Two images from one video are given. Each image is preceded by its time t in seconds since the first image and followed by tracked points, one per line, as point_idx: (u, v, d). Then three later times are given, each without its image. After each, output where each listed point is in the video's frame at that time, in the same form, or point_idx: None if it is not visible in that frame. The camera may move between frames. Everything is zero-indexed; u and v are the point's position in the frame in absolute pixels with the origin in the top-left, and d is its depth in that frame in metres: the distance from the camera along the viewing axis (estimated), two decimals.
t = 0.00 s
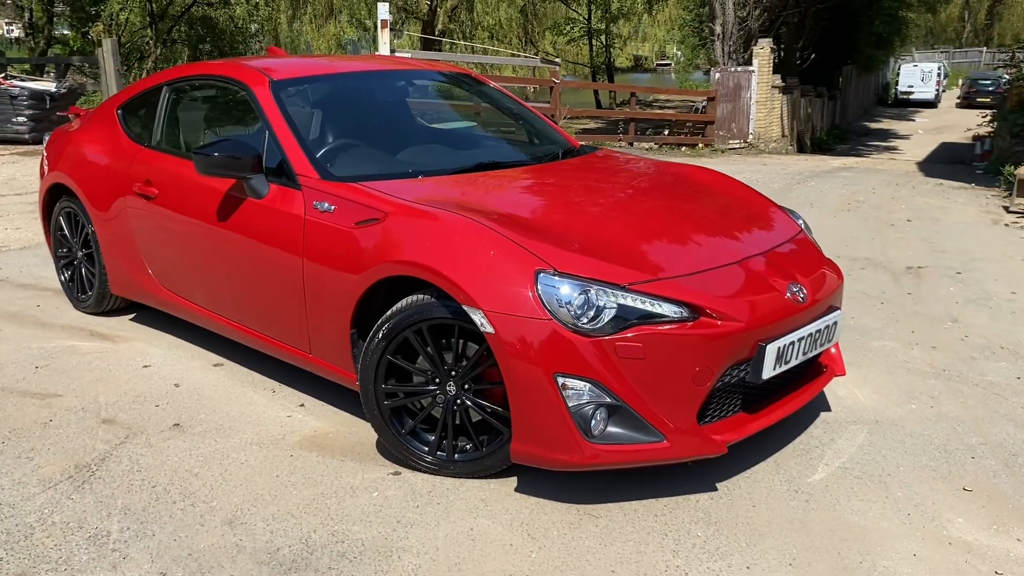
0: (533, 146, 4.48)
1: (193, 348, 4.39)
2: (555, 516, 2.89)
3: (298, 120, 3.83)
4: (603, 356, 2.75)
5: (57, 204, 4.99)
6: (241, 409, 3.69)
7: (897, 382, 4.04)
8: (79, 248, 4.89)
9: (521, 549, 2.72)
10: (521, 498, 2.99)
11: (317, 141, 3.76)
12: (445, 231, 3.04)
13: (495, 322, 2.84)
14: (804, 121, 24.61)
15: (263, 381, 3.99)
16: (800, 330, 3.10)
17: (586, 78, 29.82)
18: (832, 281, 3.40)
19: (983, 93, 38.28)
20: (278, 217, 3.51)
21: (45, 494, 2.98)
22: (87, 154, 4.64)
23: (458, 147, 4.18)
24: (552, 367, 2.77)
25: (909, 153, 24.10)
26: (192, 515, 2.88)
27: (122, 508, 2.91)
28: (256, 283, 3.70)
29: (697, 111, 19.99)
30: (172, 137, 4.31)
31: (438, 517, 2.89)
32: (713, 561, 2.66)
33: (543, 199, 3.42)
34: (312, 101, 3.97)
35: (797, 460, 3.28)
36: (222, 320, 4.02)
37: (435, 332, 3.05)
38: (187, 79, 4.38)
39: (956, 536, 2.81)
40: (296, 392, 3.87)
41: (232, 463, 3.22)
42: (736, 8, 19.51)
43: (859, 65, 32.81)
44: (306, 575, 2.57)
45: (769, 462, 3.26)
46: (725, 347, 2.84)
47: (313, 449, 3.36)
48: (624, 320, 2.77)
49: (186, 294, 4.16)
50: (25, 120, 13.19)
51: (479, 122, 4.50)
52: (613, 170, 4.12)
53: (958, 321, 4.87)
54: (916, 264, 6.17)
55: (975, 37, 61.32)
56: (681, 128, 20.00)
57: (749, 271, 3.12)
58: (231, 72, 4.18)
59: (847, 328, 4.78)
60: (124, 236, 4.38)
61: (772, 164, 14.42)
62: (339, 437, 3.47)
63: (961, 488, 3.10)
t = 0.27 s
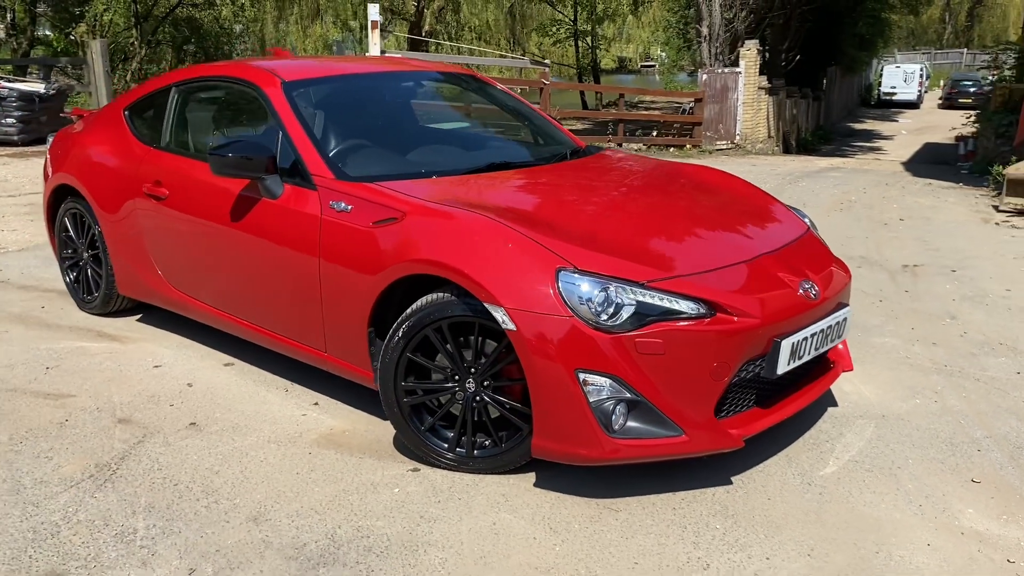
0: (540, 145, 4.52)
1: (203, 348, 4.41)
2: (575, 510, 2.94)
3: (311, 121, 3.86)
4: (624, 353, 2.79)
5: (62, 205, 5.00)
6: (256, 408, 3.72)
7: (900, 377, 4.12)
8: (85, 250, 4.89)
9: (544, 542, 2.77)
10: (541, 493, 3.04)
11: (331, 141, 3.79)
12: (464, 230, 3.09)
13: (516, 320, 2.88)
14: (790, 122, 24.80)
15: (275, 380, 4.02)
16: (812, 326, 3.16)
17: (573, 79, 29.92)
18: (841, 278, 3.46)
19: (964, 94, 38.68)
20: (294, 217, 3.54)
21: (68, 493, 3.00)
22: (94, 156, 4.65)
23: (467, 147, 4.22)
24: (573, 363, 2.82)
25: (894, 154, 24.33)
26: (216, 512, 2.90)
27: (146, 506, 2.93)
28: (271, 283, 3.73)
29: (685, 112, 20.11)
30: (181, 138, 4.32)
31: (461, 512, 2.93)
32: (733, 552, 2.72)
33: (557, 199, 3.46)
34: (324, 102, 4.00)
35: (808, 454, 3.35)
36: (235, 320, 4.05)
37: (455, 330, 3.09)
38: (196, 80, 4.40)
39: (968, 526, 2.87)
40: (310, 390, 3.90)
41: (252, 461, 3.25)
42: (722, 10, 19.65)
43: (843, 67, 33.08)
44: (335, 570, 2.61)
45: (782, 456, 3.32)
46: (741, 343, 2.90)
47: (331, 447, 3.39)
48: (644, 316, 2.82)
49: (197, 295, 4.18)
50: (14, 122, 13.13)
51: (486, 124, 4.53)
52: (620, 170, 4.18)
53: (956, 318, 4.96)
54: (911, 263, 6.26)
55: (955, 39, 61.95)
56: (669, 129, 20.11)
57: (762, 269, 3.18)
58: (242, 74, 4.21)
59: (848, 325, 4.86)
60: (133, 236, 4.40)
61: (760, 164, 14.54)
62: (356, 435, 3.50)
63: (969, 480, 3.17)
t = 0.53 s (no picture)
0: (550, 147, 4.57)
1: (216, 348, 4.44)
2: (600, 503, 2.99)
3: (328, 122, 3.90)
4: (648, 349, 2.85)
5: (71, 206, 5.00)
6: (275, 406, 3.75)
7: (906, 373, 4.20)
8: (94, 251, 4.90)
9: (572, 534, 2.82)
10: (565, 487, 3.09)
11: (349, 141, 3.84)
12: (488, 229, 3.14)
13: (542, 317, 2.94)
14: (776, 124, 24.99)
15: (292, 378, 4.06)
16: (828, 321, 3.23)
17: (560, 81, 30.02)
18: (853, 275, 3.54)
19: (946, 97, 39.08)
20: (314, 218, 3.59)
21: (98, 490, 3.03)
22: (105, 157, 4.67)
23: (480, 148, 4.27)
24: (599, 359, 2.87)
25: (879, 155, 24.57)
26: (246, 508, 2.94)
27: (176, 503, 2.96)
28: (290, 282, 3.76)
29: (673, 114, 20.24)
30: (195, 139, 4.35)
31: (488, 506, 2.98)
32: (757, 543, 2.78)
33: (575, 199, 3.52)
34: (340, 103, 4.04)
35: (822, 447, 3.42)
36: (251, 320, 4.08)
37: (479, 328, 3.14)
38: (209, 81, 4.43)
39: (982, 516, 2.95)
40: (327, 389, 3.94)
41: (277, 458, 3.29)
42: (710, 13, 19.80)
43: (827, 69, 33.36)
44: (369, 563, 2.65)
45: (797, 450, 3.39)
46: (762, 339, 2.96)
47: (354, 444, 3.43)
48: (667, 313, 2.88)
49: (212, 295, 4.20)
50: (3, 123, 13.06)
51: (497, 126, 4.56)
52: (632, 170, 4.24)
53: (956, 315, 5.05)
54: (908, 262, 6.37)
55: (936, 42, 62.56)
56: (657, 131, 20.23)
57: (778, 266, 3.25)
58: (256, 75, 4.24)
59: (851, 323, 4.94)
60: (146, 237, 4.42)
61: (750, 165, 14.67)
62: (377, 432, 3.54)
63: (981, 471, 3.26)
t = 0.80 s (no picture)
0: (559, 145, 4.61)
1: (227, 346, 4.46)
2: (619, 496, 3.04)
3: (342, 121, 3.94)
4: (668, 344, 2.90)
5: (78, 206, 5.01)
6: (290, 403, 3.78)
7: (910, 369, 4.27)
8: (102, 250, 4.91)
9: (594, 526, 2.87)
10: (584, 481, 3.14)
11: (363, 140, 3.87)
12: (508, 226, 3.19)
13: (563, 313, 2.98)
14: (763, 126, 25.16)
15: (305, 376, 4.08)
16: (840, 317, 3.29)
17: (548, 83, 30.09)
18: (862, 272, 3.60)
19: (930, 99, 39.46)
20: (331, 216, 3.62)
21: (121, 486, 3.05)
22: (114, 156, 4.68)
23: (491, 147, 4.31)
24: (620, 354, 2.92)
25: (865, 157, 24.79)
26: (270, 503, 2.97)
27: (200, 498, 2.98)
28: (305, 280, 3.79)
29: (663, 116, 20.35)
30: (206, 138, 4.37)
31: (509, 500, 3.02)
32: (775, 534, 2.84)
33: (589, 197, 3.57)
34: (352, 103, 4.07)
35: (833, 441, 3.48)
36: (264, 318, 4.10)
37: (498, 324, 3.19)
38: (220, 81, 4.45)
39: (993, 506, 3.02)
40: (341, 386, 3.97)
41: (297, 454, 3.32)
42: (698, 15, 19.93)
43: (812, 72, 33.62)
44: (397, 555, 2.69)
45: (808, 444, 3.45)
46: (778, 335, 3.02)
47: (372, 440, 3.46)
48: (686, 309, 2.93)
49: (224, 293, 4.23)
50: None
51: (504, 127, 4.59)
52: (640, 170, 4.29)
53: (955, 313, 5.14)
54: (905, 261, 6.46)
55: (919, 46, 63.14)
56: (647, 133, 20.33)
57: (791, 263, 3.31)
58: (268, 74, 4.27)
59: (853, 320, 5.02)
60: (156, 236, 4.43)
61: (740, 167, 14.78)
62: (393, 428, 3.57)
63: (989, 464, 3.33)
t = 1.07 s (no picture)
0: (567, 147, 4.62)
1: (233, 348, 4.44)
2: (636, 497, 3.05)
3: (353, 122, 3.93)
4: (686, 345, 2.92)
5: (81, 207, 4.98)
6: (301, 405, 3.77)
7: (915, 370, 4.31)
8: (105, 251, 4.88)
9: (613, 527, 2.88)
10: (600, 482, 3.15)
11: (374, 142, 3.87)
12: (523, 228, 3.19)
13: (581, 314, 2.99)
14: (751, 129, 25.29)
15: (314, 378, 4.07)
16: (852, 319, 3.32)
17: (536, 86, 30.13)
18: (872, 274, 3.63)
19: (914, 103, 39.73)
20: (343, 217, 3.62)
21: (136, 489, 3.03)
22: (118, 157, 4.65)
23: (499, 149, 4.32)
24: (638, 355, 2.93)
25: (852, 160, 24.96)
26: (288, 505, 2.96)
27: (217, 500, 2.97)
28: (316, 281, 3.78)
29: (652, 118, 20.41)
30: (213, 139, 4.35)
31: (527, 501, 3.02)
32: (793, 533, 2.86)
33: (601, 199, 3.59)
34: (363, 105, 4.07)
35: (844, 442, 3.51)
36: (273, 319, 4.09)
37: (514, 325, 3.19)
38: (228, 82, 4.44)
39: (1005, 506, 3.05)
40: (351, 388, 3.96)
41: (311, 456, 3.31)
42: (688, 18, 20.02)
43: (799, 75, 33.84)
44: (418, 557, 2.69)
45: (819, 444, 3.48)
46: (793, 336, 3.04)
47: (385, 441, 3.46)
48: (703, 311, 2.95)
49: (232, 294, 4.21)
50: None
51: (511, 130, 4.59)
52: (648, 172, 4.31)
53: (955, 314, 5.19)
54: (902, 263, 6.51)
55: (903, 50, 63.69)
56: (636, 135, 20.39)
57: (803, 265, 3.33)
58: (278, 75, 4.26)
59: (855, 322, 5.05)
60: (162, 237, 4.41)
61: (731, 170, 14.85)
62: (406, 429, 3.57)
63: (998, 464, 3.36)
